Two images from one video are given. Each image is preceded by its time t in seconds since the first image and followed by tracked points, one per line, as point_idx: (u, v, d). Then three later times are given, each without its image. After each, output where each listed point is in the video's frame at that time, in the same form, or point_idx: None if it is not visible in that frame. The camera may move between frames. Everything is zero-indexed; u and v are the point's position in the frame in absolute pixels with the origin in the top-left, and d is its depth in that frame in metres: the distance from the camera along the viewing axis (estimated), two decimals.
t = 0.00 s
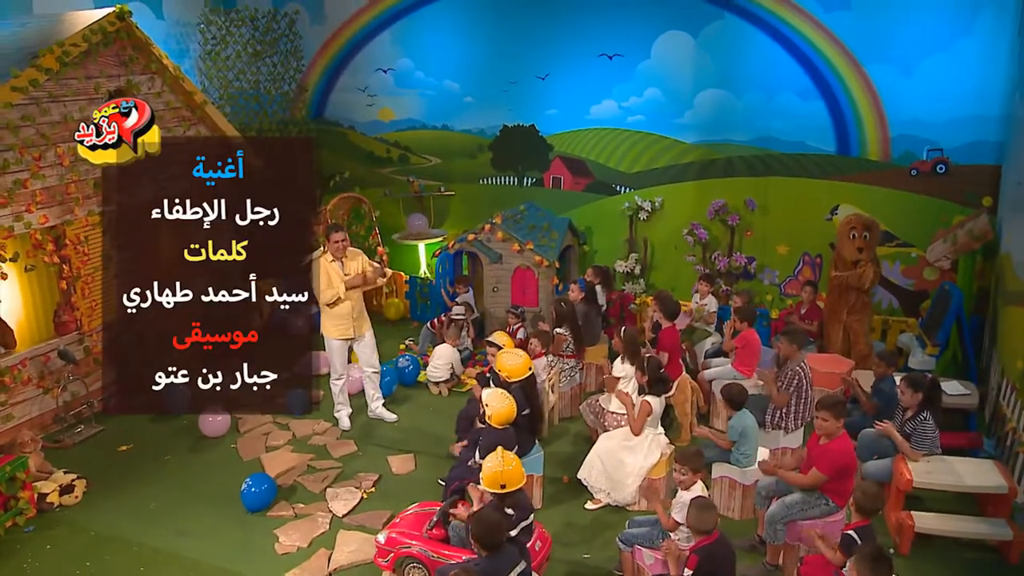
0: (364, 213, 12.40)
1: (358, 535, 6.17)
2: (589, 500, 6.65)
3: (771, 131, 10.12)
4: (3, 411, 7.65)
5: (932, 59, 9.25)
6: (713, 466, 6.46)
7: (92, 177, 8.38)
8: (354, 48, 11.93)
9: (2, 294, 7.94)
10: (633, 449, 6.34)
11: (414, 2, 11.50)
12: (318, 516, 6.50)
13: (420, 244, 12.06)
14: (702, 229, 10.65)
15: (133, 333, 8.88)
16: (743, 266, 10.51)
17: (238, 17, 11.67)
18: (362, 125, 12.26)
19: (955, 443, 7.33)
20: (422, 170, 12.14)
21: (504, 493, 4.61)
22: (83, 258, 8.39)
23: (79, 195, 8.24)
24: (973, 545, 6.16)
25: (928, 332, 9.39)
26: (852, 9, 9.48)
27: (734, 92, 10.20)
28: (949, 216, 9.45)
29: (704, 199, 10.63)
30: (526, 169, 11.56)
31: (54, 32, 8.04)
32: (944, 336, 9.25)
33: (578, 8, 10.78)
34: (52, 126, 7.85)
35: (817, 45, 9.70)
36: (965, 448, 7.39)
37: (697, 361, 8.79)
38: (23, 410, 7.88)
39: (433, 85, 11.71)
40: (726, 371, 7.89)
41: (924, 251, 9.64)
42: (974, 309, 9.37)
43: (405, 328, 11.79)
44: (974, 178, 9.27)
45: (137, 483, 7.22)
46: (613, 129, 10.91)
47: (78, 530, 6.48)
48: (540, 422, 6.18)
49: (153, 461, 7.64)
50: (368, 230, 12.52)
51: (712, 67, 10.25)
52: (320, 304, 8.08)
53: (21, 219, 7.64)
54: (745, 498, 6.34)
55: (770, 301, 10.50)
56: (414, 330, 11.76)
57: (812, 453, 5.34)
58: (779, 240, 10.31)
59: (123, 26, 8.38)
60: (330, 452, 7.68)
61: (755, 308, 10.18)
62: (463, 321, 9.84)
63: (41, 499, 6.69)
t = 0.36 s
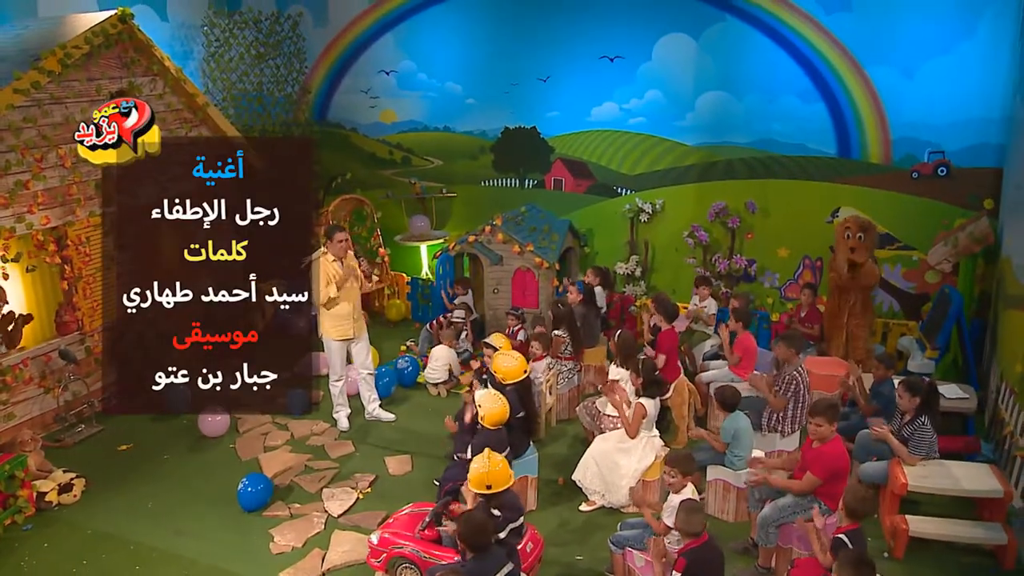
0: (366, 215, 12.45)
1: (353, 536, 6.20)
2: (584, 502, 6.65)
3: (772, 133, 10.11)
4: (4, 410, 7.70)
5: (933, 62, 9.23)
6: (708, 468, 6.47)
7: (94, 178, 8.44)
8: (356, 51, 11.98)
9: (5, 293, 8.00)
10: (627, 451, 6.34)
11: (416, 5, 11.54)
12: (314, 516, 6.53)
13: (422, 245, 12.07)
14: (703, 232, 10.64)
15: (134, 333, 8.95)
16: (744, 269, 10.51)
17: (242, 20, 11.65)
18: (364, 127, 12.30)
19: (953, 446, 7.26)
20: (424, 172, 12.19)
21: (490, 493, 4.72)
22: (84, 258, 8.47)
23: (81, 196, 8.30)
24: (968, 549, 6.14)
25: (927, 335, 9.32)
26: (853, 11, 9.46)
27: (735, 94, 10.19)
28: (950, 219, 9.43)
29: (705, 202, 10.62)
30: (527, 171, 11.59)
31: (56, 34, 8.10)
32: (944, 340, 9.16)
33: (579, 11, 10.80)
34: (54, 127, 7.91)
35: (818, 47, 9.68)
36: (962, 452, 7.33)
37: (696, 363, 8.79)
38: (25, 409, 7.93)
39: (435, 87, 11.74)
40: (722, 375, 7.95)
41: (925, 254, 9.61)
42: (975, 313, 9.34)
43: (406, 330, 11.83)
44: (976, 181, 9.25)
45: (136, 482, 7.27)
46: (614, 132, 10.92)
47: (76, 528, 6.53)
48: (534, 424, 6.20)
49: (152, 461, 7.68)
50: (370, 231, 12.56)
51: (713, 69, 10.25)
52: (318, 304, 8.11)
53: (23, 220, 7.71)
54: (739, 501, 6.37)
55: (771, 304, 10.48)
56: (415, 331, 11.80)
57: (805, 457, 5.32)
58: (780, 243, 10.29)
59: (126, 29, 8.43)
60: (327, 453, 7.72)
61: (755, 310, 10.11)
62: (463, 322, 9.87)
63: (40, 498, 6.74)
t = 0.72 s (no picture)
0: (367, 215, 12.48)
1: (347, 535, 6.24)
2: (578, 503, 6.68)
3: (773, 135, 10.10)
4: (6, 408, 7.77)
5: (934, 63, 9.19)
6: (703, 469, 6.48)
7: (96, 178, 8.51)
8: (359, 52, 12.03)
9: (8, 292, 8.11)
10: (622, 452, 6.36)
11: (419, 6, 11.59)
12: (310, 515, 6.57)
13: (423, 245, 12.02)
14: (703, 233, 10.63)
15: (136, 333, 9.01)
16: (744, 270, 10.48)
17: (246, 21, 11.67)
18: (367, 128, 12.35)
19: (950, 449, 7.21)
20: (426, 173, 12.22)
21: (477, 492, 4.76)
22: (86, 258, 8.56)
23: (82, 196, 8.36)
24: (963, 552, 6.12)
25: (926, 338, 9.22)
26: (853, 12, 9.44)
27: (736, 95, 10.19)
28: (951, 221, 9.40)
29: (706, 204, 10.62)
30: (529, 172, 11.61)
31: (59, 36, 8.16)
32: (944, 341, 9.10)
33: (581, 12, 10.81)
34: (56, 128, 7.97)
35: (819, 49, 9.66)
36: (960, 455, 7.25)
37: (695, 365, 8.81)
38: (26, 407, 8.00)
39: (437, 89, 11.78)
40: (720, 376, 7.91)
41: (926, 255, 9.57)
42: (976, 315, 9.29)
43: (408, 330, 11.86)
44: (978, 182, 9.21)
45: (135, 480, 7.32)
46: (615, 133, 10.93)
47: (74, 525, 6.58)
48: (529, 425, 6.23)
49: (151, 460, 7.74)
50: (372, 232, 12.59)
51: (713, 70, 10.25)
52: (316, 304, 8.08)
53: (25, 220, 7.77)
54: (734, 503, 6.35)
55: (771, 306, 10.45)
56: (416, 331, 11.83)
57: (796, 456, 5.36)
58: (780, 245, 10.26)
59: (127, 30, 8.48)
60: (325, 452, 7.76)
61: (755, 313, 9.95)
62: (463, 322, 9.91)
63: (39, 495, 6.81)
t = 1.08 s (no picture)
0: (369, 215, 12.51)
1: (343, 532, 6.28)
2: (573, 503, 6.70)
3: (774, 135, 10.08)
4: (7, 406, 7.83)
5: (935, 63, 9.15)
6: (697, 469, 6.47)
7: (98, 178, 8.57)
8: (362, 52, 12.08)
9: (13, 290, 8.25)
10: (617, 452, 6.39)
11: (420, 7, 11.63)
12: (306, 513, 6.62)
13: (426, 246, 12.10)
14: (704, 233, 10.61)
15: (135, 332, 8.98)
16: (744, 271, 10.47)
17: (249, 21, 11.76)
18: (370, 128, 12.39)
19: (948, 450, 7.08)
20: (428, 173, 12.26)
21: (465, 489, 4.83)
22: (88, 257, 8.67)
23: (84, 195, 8.42)
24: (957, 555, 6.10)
25: (927, 339, 9.11)
26: (854, 11, 9.41)
27: (737, 95, 10.18)
28: (952, 221, 9.36)
29: (707, 204, 10.60)
30: (530, 172, 11.63)
31: (61, 36, 8.22)
32: (943, 342, 9.02)
33: (582, 12, 10.83)
34: (58, 128, 8.03)
35: (820, 49, 9.64)
36: (958, 456, 7.13)
37: (694, 365, 8.87)
38: (28, 404, 8.07)
39: (439, 89, 11.81)
40: (719, 376, 7.90)
41: (926, 256, 9.53)
42: (977, 316, 9.23)
43: (409, 330, 11.88)
44: (979, 183, 9.17)
45: (135, 477, 7.37)
46: (616, 133, 10.94)
47: (73, 522, 6.64)
48: (524, 423, 6.26)
49: (151, 457, 7.79)
50: (374, 232, 12.62)
51: (714, 70, 10.24)
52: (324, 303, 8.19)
53: (27, 219, 7.84)
54: (728, 503, 6.34)
55: (771, 307, 10.45)
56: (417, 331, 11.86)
57: (789, 457, 5.37)
58: (780, 246, 10.25)
59: (129, 30, 8.54)
60: (323, 450, 7.81)
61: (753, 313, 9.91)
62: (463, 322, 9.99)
63: (39, 492, 6.87)
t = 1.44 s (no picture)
0: (374, 214, 12.55)
1: (341, 529, 6.33)
2: (572, 501, 6.73)
3: (778, 135, 10.05)
4: (13, 402, 7.90)
5: (940, 63, 9.10)
6: (695, 469, 6.47)
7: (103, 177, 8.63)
8: (368, 52, 12.12)
9: (20, 287, 8.29)
10: (615, 451, 6.40)
11: (424, 8, 11.66)
12: (305, 509, 6.67)
13: (431, 245, 12.12)
14: (708, 233, 10.57)
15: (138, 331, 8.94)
16: (747, 271, 10.43)
17: (255, 21, 11.90)
18: (376, 128, 12.44)
19: (947, 452, 7.00)
20: (433, 172, 12.30)
21: (459, 485, 4.86)
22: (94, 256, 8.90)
23: (90, 194, 8.49)
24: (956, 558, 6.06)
25: (931, 340, 9.12)
26: (858, 11, 9.36)
27: (741, 95, 10.15)
28: (956, 221, 9.29)
29: (711, 204, 10.57)
30: (535, 172, 11.65)
31: (68, 36, 8.29)
32: (946, 343, 9.04)
33: (585, 12, 10.83)
34: (64, 128, 8.10)
35: (824, 49, 9.60)
36: (959, 457, 7.04)
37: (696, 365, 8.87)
38: (34, 401, 8.15)
39: (445, 89, 11.85)
40: (720, 376, 7.90)
41: (931, 257, 9.46)
42: (982, 316, 9.07)
43: (413, 329, 11.89)
44: (984, 183, 9.11)
45: (138, 473, 7.44)
46: (621, 133, 10.94)
47: (75, 517, 6.71)
48: (521, 422, 6.29)
49: (154, 454, 7.86)
50: (379, 231, 12.66)
51: (718, 70, 10.21)
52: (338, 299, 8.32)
53: (34, 217, 7.91)
54: (726, 503, 6.35)
55: (775, 308, 10.42)
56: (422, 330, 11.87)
57: (786, 457, 5.36)
58: (784, 247, 10.23)
59: (135, 31, 8.60)
60: (324, 448, 7.87)
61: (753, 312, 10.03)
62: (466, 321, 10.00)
63: (43, 487, 6.95)
